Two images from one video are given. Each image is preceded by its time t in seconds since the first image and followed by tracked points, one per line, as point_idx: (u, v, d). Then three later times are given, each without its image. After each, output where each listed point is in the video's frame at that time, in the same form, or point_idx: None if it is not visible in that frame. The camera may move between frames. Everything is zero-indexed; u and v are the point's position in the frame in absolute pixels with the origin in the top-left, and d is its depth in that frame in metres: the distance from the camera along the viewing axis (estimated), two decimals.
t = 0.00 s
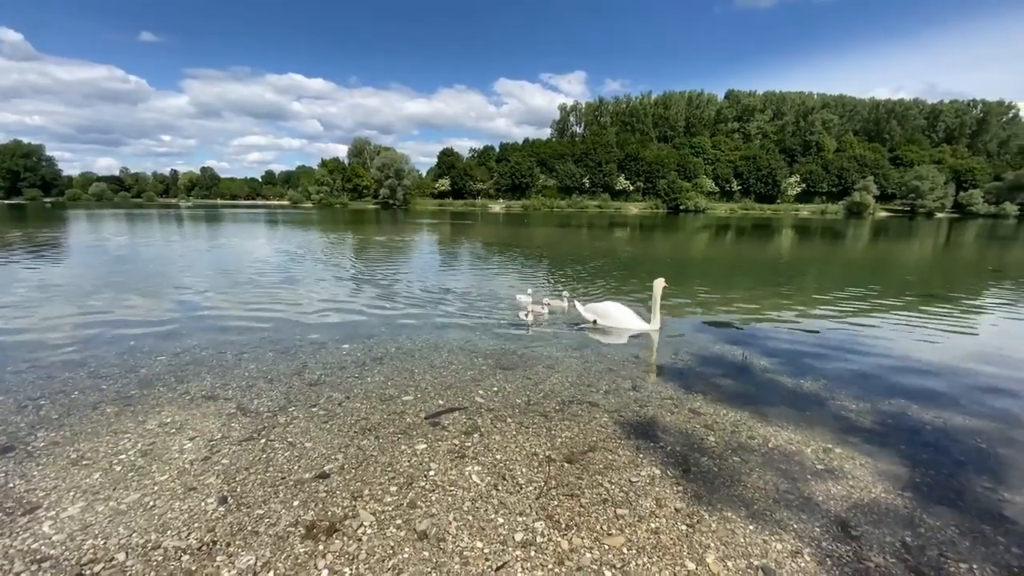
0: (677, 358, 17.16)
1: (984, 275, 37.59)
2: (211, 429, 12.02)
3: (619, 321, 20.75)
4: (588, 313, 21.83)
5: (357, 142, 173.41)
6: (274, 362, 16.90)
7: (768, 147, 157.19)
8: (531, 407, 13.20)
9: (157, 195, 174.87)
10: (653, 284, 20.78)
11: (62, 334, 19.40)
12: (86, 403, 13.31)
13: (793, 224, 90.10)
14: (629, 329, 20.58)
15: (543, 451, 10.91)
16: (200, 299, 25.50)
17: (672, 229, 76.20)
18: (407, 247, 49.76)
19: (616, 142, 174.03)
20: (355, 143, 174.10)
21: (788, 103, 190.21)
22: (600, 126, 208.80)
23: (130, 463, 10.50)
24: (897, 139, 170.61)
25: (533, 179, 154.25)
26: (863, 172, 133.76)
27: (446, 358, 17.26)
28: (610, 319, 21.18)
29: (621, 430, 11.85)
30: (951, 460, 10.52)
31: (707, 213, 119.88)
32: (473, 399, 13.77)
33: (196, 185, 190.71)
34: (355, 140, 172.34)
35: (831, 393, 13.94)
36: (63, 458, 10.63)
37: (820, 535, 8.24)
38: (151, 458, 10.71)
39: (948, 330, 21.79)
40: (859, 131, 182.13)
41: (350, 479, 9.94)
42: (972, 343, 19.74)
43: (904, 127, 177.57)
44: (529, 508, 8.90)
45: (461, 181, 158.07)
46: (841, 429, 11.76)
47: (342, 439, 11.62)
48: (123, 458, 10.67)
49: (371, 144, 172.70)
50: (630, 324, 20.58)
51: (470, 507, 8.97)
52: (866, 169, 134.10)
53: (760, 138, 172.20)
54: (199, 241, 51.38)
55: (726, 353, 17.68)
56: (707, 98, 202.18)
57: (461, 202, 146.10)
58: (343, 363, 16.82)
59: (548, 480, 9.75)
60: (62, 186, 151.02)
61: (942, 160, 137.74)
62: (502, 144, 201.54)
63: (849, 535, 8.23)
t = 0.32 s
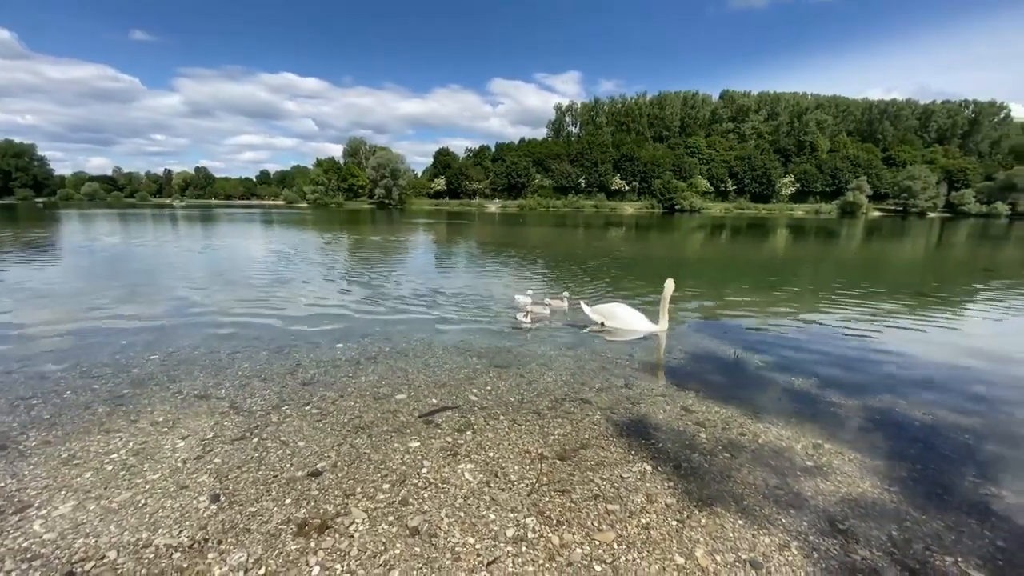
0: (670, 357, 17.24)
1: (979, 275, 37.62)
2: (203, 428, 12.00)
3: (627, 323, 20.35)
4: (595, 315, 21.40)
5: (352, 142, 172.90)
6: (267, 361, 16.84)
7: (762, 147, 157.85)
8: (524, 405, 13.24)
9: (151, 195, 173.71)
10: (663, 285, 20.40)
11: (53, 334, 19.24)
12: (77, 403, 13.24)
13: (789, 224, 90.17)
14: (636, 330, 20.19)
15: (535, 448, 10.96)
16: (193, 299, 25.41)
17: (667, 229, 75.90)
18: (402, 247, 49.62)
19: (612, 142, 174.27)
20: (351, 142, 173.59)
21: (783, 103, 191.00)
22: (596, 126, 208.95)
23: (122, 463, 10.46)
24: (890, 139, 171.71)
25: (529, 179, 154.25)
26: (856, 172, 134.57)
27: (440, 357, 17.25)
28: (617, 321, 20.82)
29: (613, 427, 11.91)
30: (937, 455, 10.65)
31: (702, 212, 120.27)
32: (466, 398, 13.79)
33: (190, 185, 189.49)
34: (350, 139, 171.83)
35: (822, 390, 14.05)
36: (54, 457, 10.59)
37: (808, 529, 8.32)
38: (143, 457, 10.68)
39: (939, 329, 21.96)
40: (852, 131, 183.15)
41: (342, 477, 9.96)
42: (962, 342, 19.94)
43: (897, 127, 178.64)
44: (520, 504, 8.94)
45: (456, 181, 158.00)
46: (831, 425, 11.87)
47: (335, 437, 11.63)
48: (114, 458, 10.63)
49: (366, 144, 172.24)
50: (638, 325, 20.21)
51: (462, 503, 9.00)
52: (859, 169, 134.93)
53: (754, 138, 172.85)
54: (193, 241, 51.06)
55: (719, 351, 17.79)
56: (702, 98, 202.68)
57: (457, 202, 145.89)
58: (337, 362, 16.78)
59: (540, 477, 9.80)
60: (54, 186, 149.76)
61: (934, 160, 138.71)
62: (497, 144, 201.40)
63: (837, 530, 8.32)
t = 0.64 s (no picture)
0: (658, 353, 17.38)
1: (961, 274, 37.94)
2: (189, 427, 11.87)
3: (631, 321, 20.05)
4: (597, 314, 20.91)
5: (342, 141, 171.88)
6: (254, 360, 16.70)
7: (750, 147, 159.25)
8: (513, 402, 13.27)
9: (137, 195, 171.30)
10: (670, 282, 20.10)
11: (35, 335, 18.91)
12: (58, 404, 13.03)
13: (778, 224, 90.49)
14: (641, 329, 19.96)
15: (524, 444, 10.97)
16: (178, 300, 25.09)
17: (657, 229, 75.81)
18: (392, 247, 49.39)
19: (602, 142, 174.80)
20: (340, 141, 172.56)
21: (771, 103, 192.79)
22: (586, 125, 209.56)
23: (104, 463, 10.32)
24: (875, 140, 173.92)
25: (520, 179, 154.29)
26: (842, 172, 136.27)
27: (429, 355, 17.23)
28: (621, 321, 20.50)
29: (601, 423, 11.98)
30: (917, 446, 10.83)
31: (691, 212, 121.11)
32: (456, 395, 13.78)
33: (176, 185, 187.11)
34: (339, 139, 170.80)
35: (807, 385, 14.21)
36: (35, 458, 10.42)
37: (792, 520, 8.42)
38: (126, 457, 10.55)
39: (921, 326, 22.26)
40: (838, 132, 185.44)
41: (330, 474, 9.90)
42: (943, 338, 20.24)
43: (882, 128, 181.21)
44: (509, 500, 8.95)
45: (447, 181, 157.66)
46: (814, 418, 12.03)
47: (323, 435, 11.56)
48: (97, 458, 10.49)
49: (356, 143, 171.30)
50: (642, 324, 19.98)
51: (450, 499, 8.99)
52: (845, 169, 136.65)
53: (743, 138, 174.39)
54: (179, 241, 50.45)
55: (706, 348, 17.90)
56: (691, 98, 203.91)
57: (447, 202, 145.50)
58: (325, 361, 16.69)
59: (529, 472, 9.82)
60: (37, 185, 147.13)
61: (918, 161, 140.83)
62: (488, 144, 201.18)
63: (820, 520, 8.43)
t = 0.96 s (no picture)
0: (644, 349, 17.50)
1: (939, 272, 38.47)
2: (168, 428, 11.67)
3: (635, 321, 19.82)
4: (599, 315, 20.55)
5: (328, 140, 170.32)
6: (237, 360, 16.49)
7: (735, 147, 160.91)
8: (499, 399, 13.25)
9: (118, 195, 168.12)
10: (673, 280, 19.95)
11: (9, 338, 18.45)
12: (33, 406, 12.74)
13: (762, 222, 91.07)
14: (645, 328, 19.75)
15: (509, 440, 10.96)
16: (158, 301, 24.66)
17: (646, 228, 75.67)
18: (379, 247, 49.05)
19: (589, 142, 175.36)
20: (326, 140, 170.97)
21: (755, 104, 194.98)
22: (574, 125, 210.19)
23: (79, 465, 10.11)
24: (856, 140, 176.74)
25: (508, 178, 154.03)
26: (825, 172, 138.29)
27: (416, 353, 17.17)
28: (624, 321, 20.13)
29: (586, 418, 12.01)
30: (893, 436, 11.04)
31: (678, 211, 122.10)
32: (442, 392, 13.75)
33: (158, 184, 183.84)
34: (325, 138, 169.19)
35: (788, 379, 14.38)
36: (7, 461, 10.18)
37: (771, 510, 8.52)
38: (102, 458, 10.34)
39: (899, 321, 22.62)
40: (821, 132, 188.19)
41: (313, 473, 9.81)
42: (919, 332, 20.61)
43: (863, 128, 184.26)
44: (493, 495, 8.94)
45: (435, 180, 157.04)
46: (795, 411, 12.20)
47: (307, 434, 11.43)
48: (72, 460, 10.28)
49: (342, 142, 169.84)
50: (646, 323, 19.80)
51: (434, 496, 8.95)
52: (828, 169, 138.66)
53: (728, 138, 176.10)
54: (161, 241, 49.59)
55: (691, 344, 18.01)
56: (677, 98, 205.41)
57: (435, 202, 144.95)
58: (310, 360, 16.52)
59: (513, 468, 9.81)
60: (14, 185, 143.66)
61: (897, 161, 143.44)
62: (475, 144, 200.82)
63: (798, 509, 8.55)
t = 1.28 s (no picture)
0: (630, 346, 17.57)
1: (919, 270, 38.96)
2: (145, 429, 11.46)
3: (639, 320, 19.63)
4: (603, 314, 20.37)
5: (316, 138, 168.88)
6: (219, 360, 16.25)
7: (722, 147, 162.35)
8: (484, 396, 13.22)
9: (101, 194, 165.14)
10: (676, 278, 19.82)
11: None
12: (6, 408, 12.44)
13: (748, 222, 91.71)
14: (649, 328, 19.57)
15: (493, 437, 10.91)
16: (139, 302, 24.26)
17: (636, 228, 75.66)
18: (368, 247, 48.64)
19: (578, 142, 175.83)
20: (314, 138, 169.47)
21: (742, 104, 196.86)
22: (563, 125, 210.66)
23: (53, 467, 9.88)
24: (839, 141, 179.28)
25: (498, 178, 153.84)
26: (809, 172, 140.15)
27: (401, 352, 17.07)
28: (630, 321, 19.94)
29: (570, 414, 12.02)
30: (870, 429, 11.19)
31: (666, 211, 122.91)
32: (426, 390, 13.65)
33: (141, 183, 180.79)
34: (313, 136, 167.74)
35: (771, 374, 14.52)
36: None
37: (750, 502, 8.59)
38: (77, 460, 10.12)
39: (879, 318, 22.91)
40: (806, 133, 190.67)
41: (293, 472, 9.70)
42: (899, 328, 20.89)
43: (846, 129, 187.01)
44: (476, 491, 8.90)
45: (424, 180, 156.41)
46: (776, 405, 12.32)
47: (288, 434, 11.30)
48: (45, 462, 10.06)
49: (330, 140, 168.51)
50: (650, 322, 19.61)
51: (416, 493, 8.89)
52: (812, 168, 140.50)
53: (715, 139, 177.69)
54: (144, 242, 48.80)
55: (676, 342, 18.08)
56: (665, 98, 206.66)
57: (424, 201, 144.38)
58: (293, 360, 16.35)
59: (496, 464, 9.78)
60: None
61: (880, 161, 145.81)
62: (465, 144, 200.27)
63: (776, 501, 8.62)
